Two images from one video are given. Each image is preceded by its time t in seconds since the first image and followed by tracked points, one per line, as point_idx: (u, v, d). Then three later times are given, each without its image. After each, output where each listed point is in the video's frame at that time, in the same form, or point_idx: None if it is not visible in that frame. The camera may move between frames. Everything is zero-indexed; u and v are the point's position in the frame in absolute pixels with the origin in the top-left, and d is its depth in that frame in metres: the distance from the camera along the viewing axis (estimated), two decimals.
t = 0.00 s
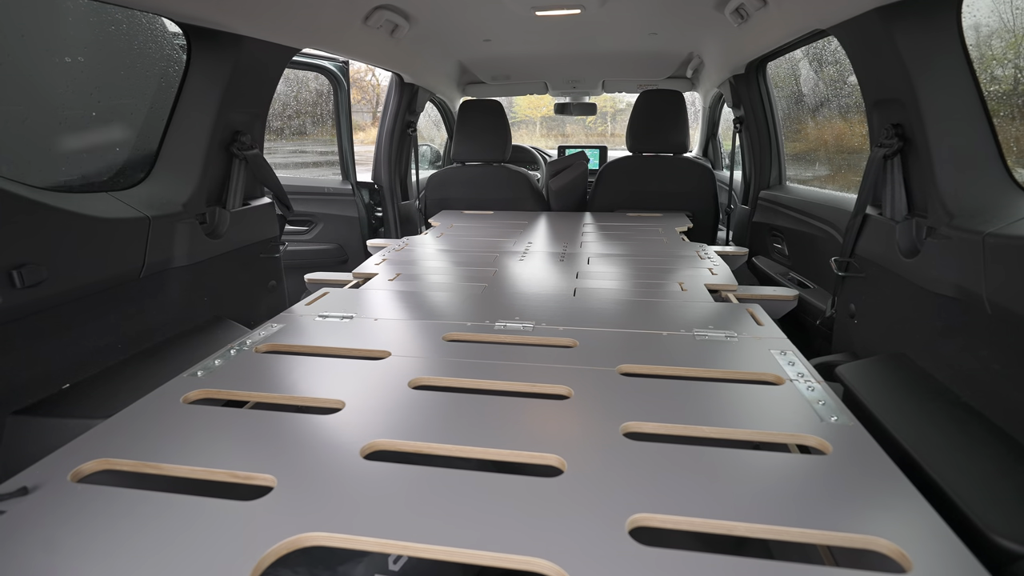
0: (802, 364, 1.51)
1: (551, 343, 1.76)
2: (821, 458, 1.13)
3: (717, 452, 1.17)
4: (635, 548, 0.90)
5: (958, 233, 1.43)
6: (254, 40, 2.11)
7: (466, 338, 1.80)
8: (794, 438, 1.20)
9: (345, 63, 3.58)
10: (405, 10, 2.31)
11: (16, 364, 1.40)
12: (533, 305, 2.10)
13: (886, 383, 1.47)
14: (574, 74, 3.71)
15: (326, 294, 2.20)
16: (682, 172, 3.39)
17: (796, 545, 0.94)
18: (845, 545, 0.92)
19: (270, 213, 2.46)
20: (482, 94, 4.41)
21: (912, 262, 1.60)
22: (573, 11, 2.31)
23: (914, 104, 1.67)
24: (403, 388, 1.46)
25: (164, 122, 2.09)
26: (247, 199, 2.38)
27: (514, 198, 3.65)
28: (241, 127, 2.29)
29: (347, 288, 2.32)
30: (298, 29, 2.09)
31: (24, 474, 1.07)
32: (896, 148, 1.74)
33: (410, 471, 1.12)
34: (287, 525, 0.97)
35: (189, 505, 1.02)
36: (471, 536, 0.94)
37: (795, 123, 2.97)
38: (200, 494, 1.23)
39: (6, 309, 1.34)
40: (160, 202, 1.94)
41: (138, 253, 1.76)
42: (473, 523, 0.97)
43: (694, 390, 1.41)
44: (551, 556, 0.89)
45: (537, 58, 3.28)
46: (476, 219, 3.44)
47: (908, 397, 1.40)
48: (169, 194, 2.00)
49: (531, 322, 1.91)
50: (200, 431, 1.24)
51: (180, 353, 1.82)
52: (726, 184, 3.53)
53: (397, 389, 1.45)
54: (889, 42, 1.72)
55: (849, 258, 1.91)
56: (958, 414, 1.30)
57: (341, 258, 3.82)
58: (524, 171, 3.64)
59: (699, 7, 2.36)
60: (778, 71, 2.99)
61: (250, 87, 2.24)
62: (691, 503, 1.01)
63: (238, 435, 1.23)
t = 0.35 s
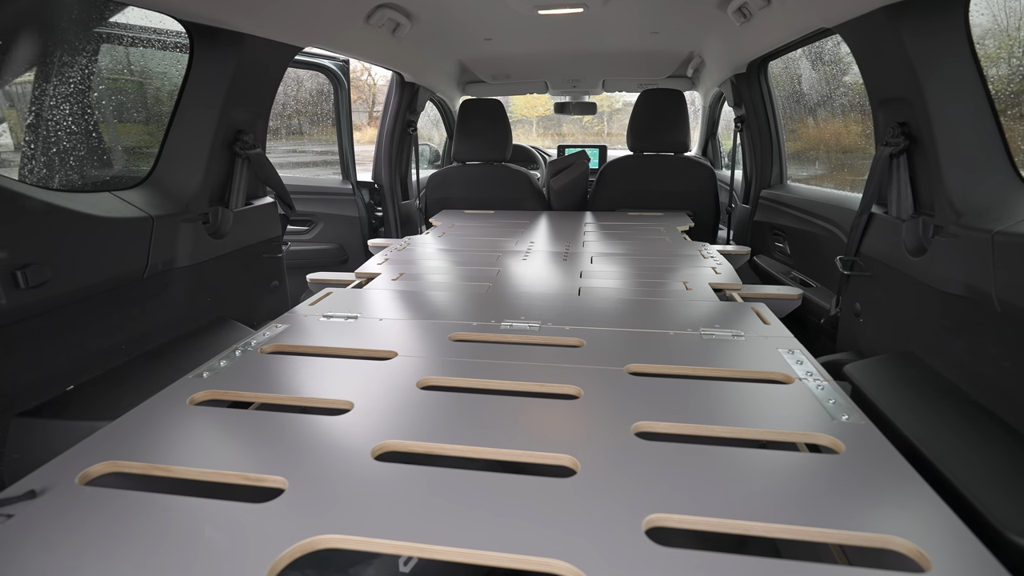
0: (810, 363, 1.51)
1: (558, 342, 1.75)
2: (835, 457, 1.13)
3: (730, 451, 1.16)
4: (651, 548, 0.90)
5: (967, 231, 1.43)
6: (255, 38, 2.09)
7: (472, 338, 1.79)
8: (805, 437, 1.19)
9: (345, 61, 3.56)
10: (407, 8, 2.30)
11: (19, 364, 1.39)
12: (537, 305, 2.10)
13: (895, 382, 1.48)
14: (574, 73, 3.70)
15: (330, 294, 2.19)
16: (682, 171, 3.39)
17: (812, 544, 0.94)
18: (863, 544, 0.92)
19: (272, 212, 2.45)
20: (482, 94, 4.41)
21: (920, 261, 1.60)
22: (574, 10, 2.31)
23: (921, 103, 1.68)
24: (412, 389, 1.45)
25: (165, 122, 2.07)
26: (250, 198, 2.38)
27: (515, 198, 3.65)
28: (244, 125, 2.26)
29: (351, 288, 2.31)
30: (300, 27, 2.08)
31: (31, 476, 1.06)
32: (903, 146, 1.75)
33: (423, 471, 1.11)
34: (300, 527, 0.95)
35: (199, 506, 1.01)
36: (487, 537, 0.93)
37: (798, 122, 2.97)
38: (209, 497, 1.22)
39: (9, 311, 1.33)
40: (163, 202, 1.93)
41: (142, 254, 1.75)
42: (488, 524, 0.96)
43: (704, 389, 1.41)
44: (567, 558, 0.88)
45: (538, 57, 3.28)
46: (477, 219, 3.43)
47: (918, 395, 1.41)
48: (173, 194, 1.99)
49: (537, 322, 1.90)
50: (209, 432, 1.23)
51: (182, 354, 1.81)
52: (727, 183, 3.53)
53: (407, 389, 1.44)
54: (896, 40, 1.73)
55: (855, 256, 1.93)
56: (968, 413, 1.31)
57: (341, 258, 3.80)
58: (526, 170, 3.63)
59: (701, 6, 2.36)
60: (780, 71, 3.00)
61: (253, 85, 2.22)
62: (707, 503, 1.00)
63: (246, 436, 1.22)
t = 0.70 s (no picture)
0: (816, 363, 1.51)
1: (564, 343, 1.75)
2: (844, 456, 1.13)
3: (741, 451, 1.17)
4: (666, 548, 0.90)
5: (972, 232, 1.44)
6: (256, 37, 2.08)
7: (478, 339, 1.79)
8: (814, 437, 1.20)
9: (345, 61, 3.55)
10: (409, 8, 2.30)
11: (24, 367, 1.38)
12: (541, 305, 2.09)
13: (901, 381, 1.50)
14: (574, 74, 3.71)
15: (334, 295, 2.18)
16: (683, 171, 3.40)
17: (824, 544, 0.94)
18: (876, 544, 0.92)
19: (275, 213, 2.44)
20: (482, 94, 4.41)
21: (924, 261, 1.62)
22: (577, 10, 2.32)
23: (925, 104, 1.70)
24: (420, 390, 1.44)
25: (168, 121, 2.08)
26: (253, 199, 2.37)
27: (515, 198, 3.64)
28: (247, 126, 2.25)
29: (354, 288, 2.30)
30: (302, 27, 2.07)
31: (41, 480, 1.05)
32: (907, 147, 1.77)
33: (434, 473, 1.10)
34: (314, 530, 0.95)
35: (212, 510, 1.00)
36: (500, 539, 0.93)
37: (798, 123, 2.98)
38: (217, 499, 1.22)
39: (16, 313, 1.33)
40: (167, 203, 1.93)
41: (146, 255, 1.75)
42: (502, 525, 0.96)
43: (711, 389, 1.41)
44: (584, 559, 0.87)
45: (538, 57, 3.28)
46: (478, 219, 3.43)
47: (923, 395, 1.42)
48: (177, 195, 1.99)
49: (542, 322, 1.90)
50: (218, 433, 1.22)
51: (186, 356, 1.80)
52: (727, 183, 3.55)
53: (415, 390, 1.44)
54: (900, 42, 1.74)
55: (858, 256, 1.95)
56: (974, 412, 1.32)
57: (341, 258, 3.79)
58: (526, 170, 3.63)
59: (703, 7, 2.38)
60: (781, 72, 3.02)
61: (256, 85, 2.21)
62: (721, 503, 1.01)
63: (255, 437, 1.21)
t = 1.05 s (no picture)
0: (828, 359, 1.52)
1: (575, 341, 1.75)
2: (860, 451, 1.14)
3: (758, 447, 1.17)
4: (691, 543, 0.90)
5: (982, 228, 1.46)
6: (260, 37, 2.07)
7: (488, 338, 1.79)
8: (831, 432, 1.20)
9: (347, 60, 3.54)
10: (413, 8, 2.31)
11: (35, 368, 1.38)
12: (549, 304, 2.09)
13: (914, 378, 1.51)
14: (575, 73, 3.71)
15: (340, 295, 2.17)
16: (684, 170, 3.41)
17: (846, 538, 0.95)
18: (898, 538, 0.92)
19: (281, 213, 2.44)
20: (483, 94, 4.41)
21: (933, 257, 1.64)
22: (581, 9, 2.33)
23: (933, 100, 1.72)
24: (434, 389, 1.44)
25: (175, 121, 2.06)
26: (260, 199, 2.37)
27: (517, 197, 3.65)
28: (253, 125, 2.25)
29: (359, 288, 2.29)
30: (307, 26, 2.06)
31: (57, 480, 1.04)
32: (915, 144, 1.79)
33: (453, 472, 1.10)
34: (335, 529, 0.94)
35: (230, 510, 0.99)
36: (524, 537, 0.92)
37: (800, 122, 3.00)
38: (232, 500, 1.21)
39: (27, 313, 1.32)
40: (176, 202, 1.93)
41: (155, 256, 1.74)
42: (525, 523, 0.95)
43: (725, 386, 1.41)
44: (610, 555, 0.87)
45: (540, 57, 3.29)
46: (480, 219, 3.43)
47: (936, 391, 1.43)
48: (183, 194, 1.97)
49: (552, 321, 1.90)
50: (234, 433, 1.21)
51: (193, 357, 1.79)
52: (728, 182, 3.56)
53: (429, 389, 1.43)
54: (908, 39, 1.77)
55: (866, 253, 1.97)
56: (987, 408, 1.34)
57: (343, 259, 3.77)
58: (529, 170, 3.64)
59: (707, 6, 2.39)
60: (782, 71, 3.03)
61: (262, 84, 2.21)
62: (741, 499, 1.01)
63: (270, 437, 1.20)
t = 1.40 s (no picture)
0: (832, 352, 1.51)
1: (577, 336, 1.74)
2: (867, 443, 1.13)
3: (764, 439, 1.16)
4: (701, 536, 0.89)
5: (988, 220, 1.47)
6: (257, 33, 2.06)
7: (490, 334, 1.78)
8: (837, 425, 1.20)
9: (343, 58, 3.52)
10: (411, 3, 2.29)
11: (31, 366, 1.36)
12: (550, 300, 2.08)
13: (919, 370, 1.53)
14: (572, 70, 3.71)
15: (340, 292, 2.16)
16: (683, 167, 3.41)
17: (856, 530, 0.94)
18: (909, 529, 0.92)
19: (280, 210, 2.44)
20: (480, 91, 4.41)
21: (936, 249, 1.66)
22: (580, 4, 2.32)
23: (935, 94, 1.74)
24: (437, 384, 1.43)
25: (171, 119, 2.05)
26: (258, 196, 2.37)
27: (515, 195, 3.64)
28: (251, 121, 2.25)
29: (358, 286, 2.28)
30: (303, 21, 2.04)
31: (54, 479, 1.02)
32: (917, 137, 1.80)
33: (458, 467, 1.08)
34: (340, 525, 0.93)
35: (234, 508, 0.97)
36: (532, 530, 0.91)
37: (797, 118, 3.00)
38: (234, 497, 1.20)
39: (23, 309, 1.30)
40: (172, 200, 1.92)
41: (151, 254, 1.73)
42: (532, 517, 0.94)
43: (729, 379, 1.41)
44: (619, 549, 0.87)
45: (538, 54, 3.28)
46: (479, 217, 3.42)
47: (941, 383, 1.45)
48: (181, 193, 1.97)
49: (553, 317, 1.89)
50: (236, 430, 1.19)
51: (191, 355, 1.77)
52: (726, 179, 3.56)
53: (432, 384, 1.42)
54: (909, 33, 1.78)
55: (867, 247, 1.99)
56: (992, 400, 1.35)
57: (341, 257, 3.75)
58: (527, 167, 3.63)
59: (706, 1, 2.39)
60: (779, 67, 3.04)
61: (261, 81, 2.21)
62: (750, 491, 1.00)
63: (272, 434, 1.18)
